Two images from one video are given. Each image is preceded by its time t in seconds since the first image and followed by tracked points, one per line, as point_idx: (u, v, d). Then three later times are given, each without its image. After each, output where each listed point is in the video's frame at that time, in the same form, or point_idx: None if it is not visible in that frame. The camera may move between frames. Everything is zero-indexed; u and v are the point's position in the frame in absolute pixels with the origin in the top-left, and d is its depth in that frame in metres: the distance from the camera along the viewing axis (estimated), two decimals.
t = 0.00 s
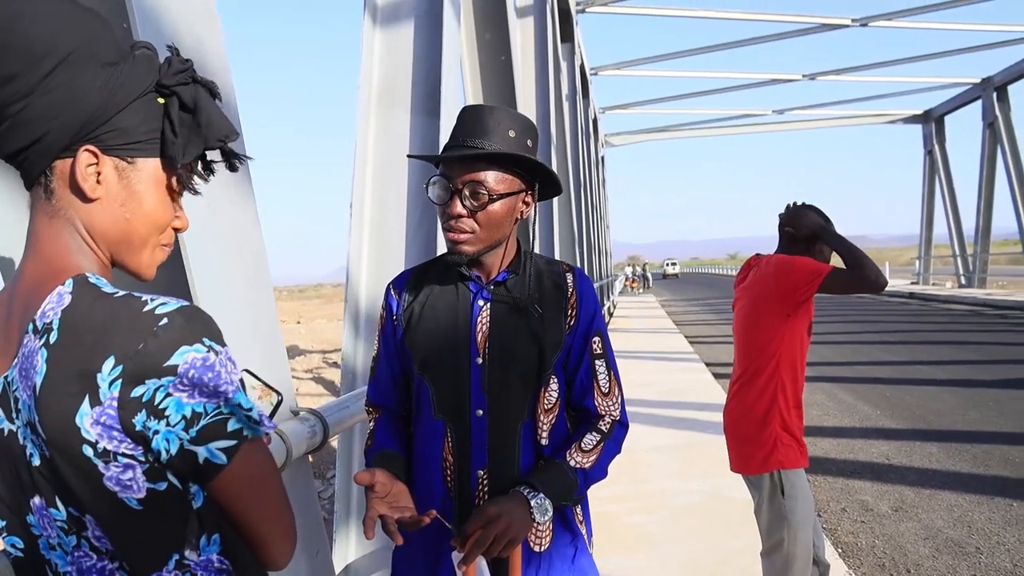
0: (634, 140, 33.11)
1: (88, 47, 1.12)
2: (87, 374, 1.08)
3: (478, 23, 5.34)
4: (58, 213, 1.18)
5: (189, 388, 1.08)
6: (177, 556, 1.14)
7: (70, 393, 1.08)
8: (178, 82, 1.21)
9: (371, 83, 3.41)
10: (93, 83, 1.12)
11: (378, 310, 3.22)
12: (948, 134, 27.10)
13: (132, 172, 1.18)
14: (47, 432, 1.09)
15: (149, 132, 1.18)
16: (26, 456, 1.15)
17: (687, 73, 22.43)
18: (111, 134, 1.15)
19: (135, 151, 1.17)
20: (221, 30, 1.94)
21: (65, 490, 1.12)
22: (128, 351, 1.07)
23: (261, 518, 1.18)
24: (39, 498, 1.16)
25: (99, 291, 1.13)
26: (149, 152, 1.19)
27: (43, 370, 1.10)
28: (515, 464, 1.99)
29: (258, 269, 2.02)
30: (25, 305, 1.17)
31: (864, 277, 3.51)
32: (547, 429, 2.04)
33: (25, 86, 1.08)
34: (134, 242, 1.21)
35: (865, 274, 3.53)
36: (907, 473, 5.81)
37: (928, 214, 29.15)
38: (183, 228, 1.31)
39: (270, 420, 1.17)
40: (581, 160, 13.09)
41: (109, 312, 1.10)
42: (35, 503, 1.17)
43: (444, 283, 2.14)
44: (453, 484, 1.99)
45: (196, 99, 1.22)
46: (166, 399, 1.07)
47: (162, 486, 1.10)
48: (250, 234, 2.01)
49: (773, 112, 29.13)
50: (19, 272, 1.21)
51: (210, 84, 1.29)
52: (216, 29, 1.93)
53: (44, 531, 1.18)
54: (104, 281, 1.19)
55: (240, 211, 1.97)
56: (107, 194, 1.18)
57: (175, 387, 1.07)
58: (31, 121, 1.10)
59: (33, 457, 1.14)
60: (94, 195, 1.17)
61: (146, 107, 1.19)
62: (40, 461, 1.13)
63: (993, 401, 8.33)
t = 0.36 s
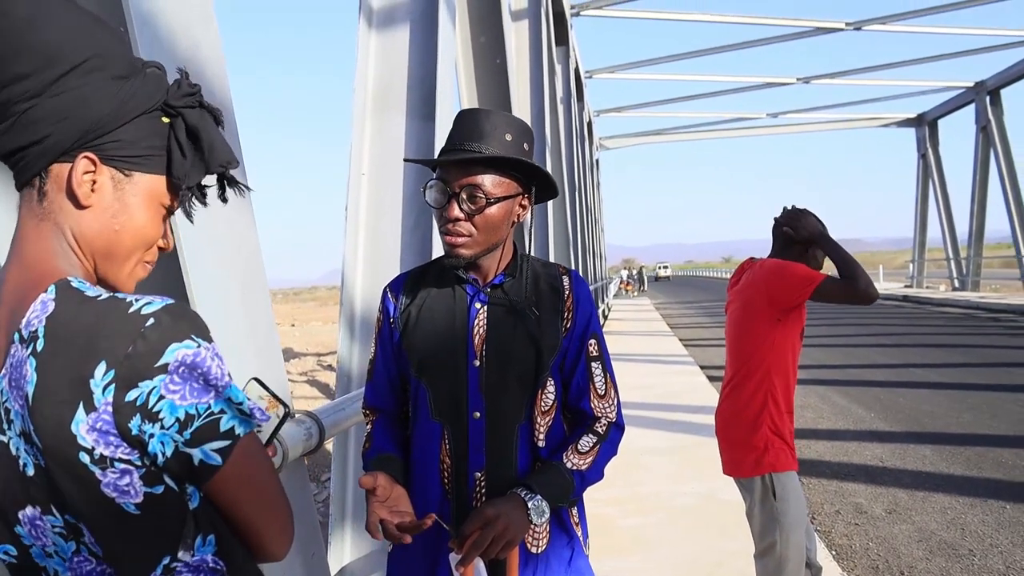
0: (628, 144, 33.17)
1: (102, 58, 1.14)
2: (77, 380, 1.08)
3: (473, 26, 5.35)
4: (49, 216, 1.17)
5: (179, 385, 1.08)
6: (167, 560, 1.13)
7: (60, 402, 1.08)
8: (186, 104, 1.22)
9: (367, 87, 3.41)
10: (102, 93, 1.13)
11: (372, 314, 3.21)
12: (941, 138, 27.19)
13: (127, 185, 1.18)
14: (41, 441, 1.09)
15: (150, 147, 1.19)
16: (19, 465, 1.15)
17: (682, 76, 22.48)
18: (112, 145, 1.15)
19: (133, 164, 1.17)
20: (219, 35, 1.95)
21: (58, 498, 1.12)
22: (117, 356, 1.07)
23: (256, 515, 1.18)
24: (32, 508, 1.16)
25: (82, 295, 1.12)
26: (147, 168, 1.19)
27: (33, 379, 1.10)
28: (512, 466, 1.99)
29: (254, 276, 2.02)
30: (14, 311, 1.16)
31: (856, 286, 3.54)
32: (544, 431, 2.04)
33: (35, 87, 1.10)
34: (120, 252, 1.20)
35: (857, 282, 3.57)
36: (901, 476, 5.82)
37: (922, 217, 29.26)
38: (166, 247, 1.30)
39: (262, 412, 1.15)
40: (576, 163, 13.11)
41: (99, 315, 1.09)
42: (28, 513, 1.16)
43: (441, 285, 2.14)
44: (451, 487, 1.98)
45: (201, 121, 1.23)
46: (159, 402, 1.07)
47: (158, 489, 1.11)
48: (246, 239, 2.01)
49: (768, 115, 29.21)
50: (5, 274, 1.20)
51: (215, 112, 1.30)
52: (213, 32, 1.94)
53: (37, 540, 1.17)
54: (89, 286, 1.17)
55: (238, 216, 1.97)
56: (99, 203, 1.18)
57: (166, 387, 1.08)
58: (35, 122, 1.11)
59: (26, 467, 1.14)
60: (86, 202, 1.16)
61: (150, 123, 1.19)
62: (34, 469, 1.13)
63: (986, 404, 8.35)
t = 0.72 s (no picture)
0: (626, 145, 33.18)
1: (104, 58, 1.14)
2: (77, 382, 1.08)
3: (472, 29, 5.37)
4: (51, 218, 1.17)
5: (174, 398, 1.08)
6: (165, 558, 1.14)
7: (61, 404, 1.08)
8: (186, 105, 1.23)
9: (366, 90, 3.40)
10: (103, 93, 1.14)
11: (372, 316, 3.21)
12: (939, 139, 27.22)
13: (129, 184, 1.19)
14: (42, 442, 1.09)
15: (149, 147, 1.19)
16: (18, 466, 1.15)
17: (680, 78, 22.50)
18: (113, 146, 1.16)
19: (134, 164, 1.18)
20: (219, 38, 1.96)
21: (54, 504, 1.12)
22: (116, 359, 1.07)
23: (259, 514, 1.19)
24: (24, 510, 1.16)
25: (83, 296, 1.12)
26: (148, 169, 1.20)
27: (34, 381, 1.10)
28: (527, 464, 2.01)
29: (254, 277, 2.03)
30: (15, 312, 1.16)
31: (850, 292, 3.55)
32: (555, 427, 2.06)
33: (36, 87, 1.10)
34: (120, 251, 1.21)
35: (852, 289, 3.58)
36: (900, 477, 5.82)
37: (920, 219, 29.29)
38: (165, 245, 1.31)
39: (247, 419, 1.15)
40: (574, 165, 13.13)
41: (97, 318, 1.09)
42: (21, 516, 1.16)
43: (447, 287, 2.14)
44: (466, 487, 2.00)
45: (199, 121, 1.24)
46: (156, 409, 1.08)
47: (158, 489, 1.12)
48: (246, 240, 2.02)
49: (766, 117, 29.24)
50: (6, 275, 1.20)
51: (212, 111, 1.32)
52: (212, 34, 1.94)
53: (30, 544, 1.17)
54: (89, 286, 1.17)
55: (238, 217, 1.98)
56: (101, 203, 1.18)
57: (162, 397, 1.07)
58: (37, 123, 1.11)
59: (25, 468, 1.14)
60: (88, 203, 1.17)
61: (150, 124, 1.20)
62: (31, 472, 1.13)
63: (985, 406, 8.35)
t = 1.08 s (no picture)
0: (626, 147, 33.20)
1: (89, 57, 1.14)
2: (75, 382, 1.08)
3: (472, 32, 5.38)
4: (56, 221, 1.18)
5: (169, 404, 1.08)
6: (149, 568, 1.13)
7: (57, 400, 1.09)
8: (175, 95, 1.24)
9: (366, 92, 3.39)
10: (94, 93, 1.14)
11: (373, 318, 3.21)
12: (939, 140, 27.24)
13: (130, 182, 1.20)
14: (36, 439, 1.10)
15: (145, 142, 1.20)
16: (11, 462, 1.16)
17: (680, 80, 22.53)
18: (110, 144, 1.16)
19: (132, 160, 1.19)
20: (220, 39, 1.96)
21: (45, 500, 1.12)
22: (118, 360, 1.07)
23: (251, 520, 1.20)
24: (15, 505, 1.18)
25: (88, 297, 1.13)
26: (146, 163, 1.21)
27: (33, 377, 1.11)
28: (547, 461, 2.04)
29: (256, 278, 2.03)
30: (18, 311, 1.18)
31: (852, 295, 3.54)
32: (569, 421, 2.10)
33: (27, 94, 1.10)
34: (127, 249, 1.23)
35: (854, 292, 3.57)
36: (901, 478, 5.83)
37: (920, 220, 29.30)
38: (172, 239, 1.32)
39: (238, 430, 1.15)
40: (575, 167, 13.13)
41: (99, 319, 1.10)
42: (12, 512, 1.18)
43: (452, 289, 2.13)
44: (489, 491, 2.00)
45: (191, 109, 1.25)
46: (149, 414, 1.07)
47: (143, 494, 1.11)
48: (248, 239, 2.02)
49: (766, 118, 29.27)
50: (14, 277, 1.21)
51: (200, 93, 1.32)
52: (213, 35, 1.94)
53: (15, 543, 1.19)
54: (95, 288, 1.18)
55: (239, 217, 1.98)
56: (105, 203, 1.19)
57: (158, 402, 1.07)
58: (33, 129, 1.11)
59: (18, 464, 1.15)
60: (93, 204, 1.18)
61: (143, 119, 1.20)
62: (24, 468, 1.14)
63: (986, 407, 8.36)
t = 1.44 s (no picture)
0: (625, 147, 33.20)
1: (86, 60, 1.15)
2: (66, 384, 1.08)
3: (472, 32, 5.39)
4: (55, 222, 1.19)
5: (164, 402, 1.07)
6: (143, 569, 1.12)
7: (49, 401, 1.09)
8: (173, 97, 1.24)
9: (367, 93, 3.40)
10: (91, 94, 1.14)
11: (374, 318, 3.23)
12: (939, 141, 27.26)
13: (128, 181, 1.21)
14: (31, 441, 1.10)
15: (142, 142, 1.21)
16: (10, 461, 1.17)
17: (680, 80, 22.55)
18: (107, 145, 1.17)
19: (130, 160, 1.20)
20: (223, 40, 1.97)
21: (43, 500, 1.13)
22: (107, 360, 1.07)
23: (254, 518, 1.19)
24: (18, 507, 1.18)
25: (83, 298, 1.13)
26: (143, 164, 1.21)
27: (27, 378, 1.11)
28: (546, 462, 2.03)
29: (260, 281, 2.03)
30: (18, 312, 1.19)
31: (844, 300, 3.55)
32: (569, 423, 2.09)
33: (25, 96, 1.11)
34: (127, 249, 1.23)
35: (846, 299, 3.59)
36: (900, 478, 5.84)
37: (920, 221, 29.32)
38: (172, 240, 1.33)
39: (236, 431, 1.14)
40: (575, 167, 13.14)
41: (92, 320, 1.10)
42: (17, 512, 1.19)
43: (452, 289, 2.14)
44: (486, 491, 2.01)
45: (189, 112, 1.25)
46: (142, 413, 1.07)
47: (137, 496, 1.11)
48: (253, 243, 2.03)
49: (766, 119, 29.28)
50: (15, 279, 1.22)
51: (198, 95, 1.32)
52: (218, 44, 1.95)
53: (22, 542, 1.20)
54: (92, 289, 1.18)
55: (244, 220, 1.99)
56: (103, 203, 1.20)
57: (151, 401, 1.06)
58: (30, 131, 1.12)
59: (17, 465, 1.16)
60: (90, 204, 1.18)
61: (140, 120, 1.21)
62: (22, 469, 1.15)
63: (985, 407, 8.37)
